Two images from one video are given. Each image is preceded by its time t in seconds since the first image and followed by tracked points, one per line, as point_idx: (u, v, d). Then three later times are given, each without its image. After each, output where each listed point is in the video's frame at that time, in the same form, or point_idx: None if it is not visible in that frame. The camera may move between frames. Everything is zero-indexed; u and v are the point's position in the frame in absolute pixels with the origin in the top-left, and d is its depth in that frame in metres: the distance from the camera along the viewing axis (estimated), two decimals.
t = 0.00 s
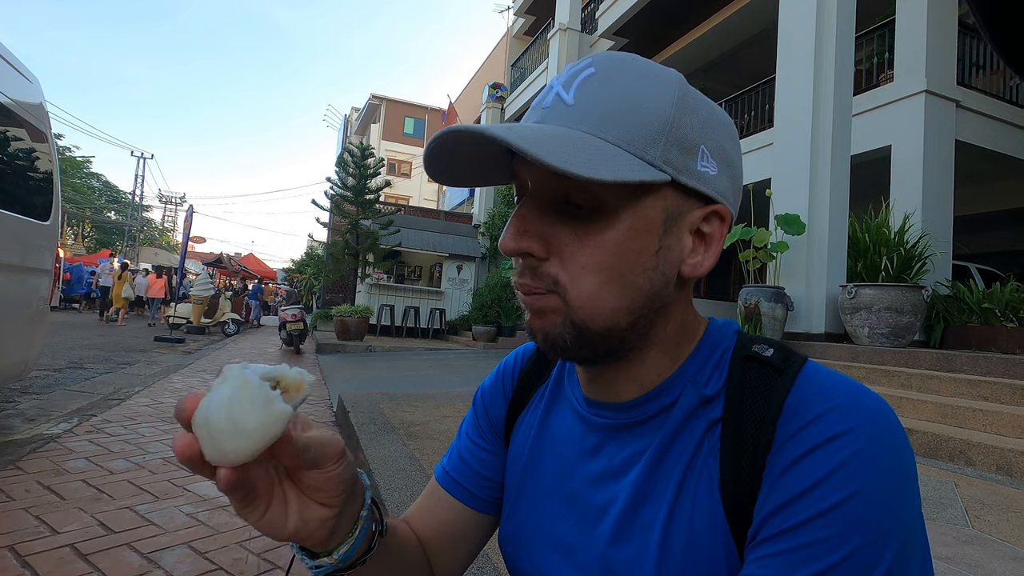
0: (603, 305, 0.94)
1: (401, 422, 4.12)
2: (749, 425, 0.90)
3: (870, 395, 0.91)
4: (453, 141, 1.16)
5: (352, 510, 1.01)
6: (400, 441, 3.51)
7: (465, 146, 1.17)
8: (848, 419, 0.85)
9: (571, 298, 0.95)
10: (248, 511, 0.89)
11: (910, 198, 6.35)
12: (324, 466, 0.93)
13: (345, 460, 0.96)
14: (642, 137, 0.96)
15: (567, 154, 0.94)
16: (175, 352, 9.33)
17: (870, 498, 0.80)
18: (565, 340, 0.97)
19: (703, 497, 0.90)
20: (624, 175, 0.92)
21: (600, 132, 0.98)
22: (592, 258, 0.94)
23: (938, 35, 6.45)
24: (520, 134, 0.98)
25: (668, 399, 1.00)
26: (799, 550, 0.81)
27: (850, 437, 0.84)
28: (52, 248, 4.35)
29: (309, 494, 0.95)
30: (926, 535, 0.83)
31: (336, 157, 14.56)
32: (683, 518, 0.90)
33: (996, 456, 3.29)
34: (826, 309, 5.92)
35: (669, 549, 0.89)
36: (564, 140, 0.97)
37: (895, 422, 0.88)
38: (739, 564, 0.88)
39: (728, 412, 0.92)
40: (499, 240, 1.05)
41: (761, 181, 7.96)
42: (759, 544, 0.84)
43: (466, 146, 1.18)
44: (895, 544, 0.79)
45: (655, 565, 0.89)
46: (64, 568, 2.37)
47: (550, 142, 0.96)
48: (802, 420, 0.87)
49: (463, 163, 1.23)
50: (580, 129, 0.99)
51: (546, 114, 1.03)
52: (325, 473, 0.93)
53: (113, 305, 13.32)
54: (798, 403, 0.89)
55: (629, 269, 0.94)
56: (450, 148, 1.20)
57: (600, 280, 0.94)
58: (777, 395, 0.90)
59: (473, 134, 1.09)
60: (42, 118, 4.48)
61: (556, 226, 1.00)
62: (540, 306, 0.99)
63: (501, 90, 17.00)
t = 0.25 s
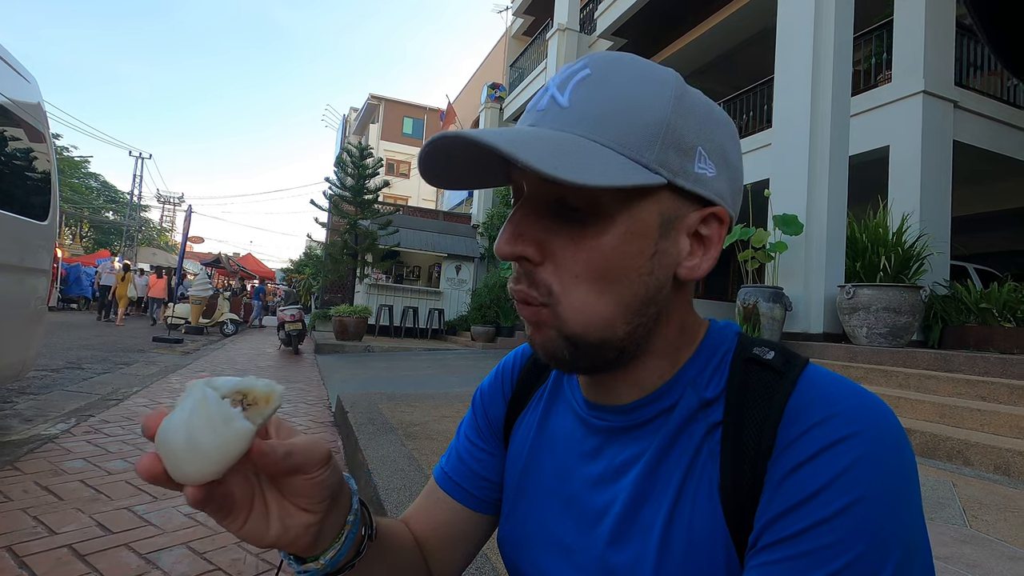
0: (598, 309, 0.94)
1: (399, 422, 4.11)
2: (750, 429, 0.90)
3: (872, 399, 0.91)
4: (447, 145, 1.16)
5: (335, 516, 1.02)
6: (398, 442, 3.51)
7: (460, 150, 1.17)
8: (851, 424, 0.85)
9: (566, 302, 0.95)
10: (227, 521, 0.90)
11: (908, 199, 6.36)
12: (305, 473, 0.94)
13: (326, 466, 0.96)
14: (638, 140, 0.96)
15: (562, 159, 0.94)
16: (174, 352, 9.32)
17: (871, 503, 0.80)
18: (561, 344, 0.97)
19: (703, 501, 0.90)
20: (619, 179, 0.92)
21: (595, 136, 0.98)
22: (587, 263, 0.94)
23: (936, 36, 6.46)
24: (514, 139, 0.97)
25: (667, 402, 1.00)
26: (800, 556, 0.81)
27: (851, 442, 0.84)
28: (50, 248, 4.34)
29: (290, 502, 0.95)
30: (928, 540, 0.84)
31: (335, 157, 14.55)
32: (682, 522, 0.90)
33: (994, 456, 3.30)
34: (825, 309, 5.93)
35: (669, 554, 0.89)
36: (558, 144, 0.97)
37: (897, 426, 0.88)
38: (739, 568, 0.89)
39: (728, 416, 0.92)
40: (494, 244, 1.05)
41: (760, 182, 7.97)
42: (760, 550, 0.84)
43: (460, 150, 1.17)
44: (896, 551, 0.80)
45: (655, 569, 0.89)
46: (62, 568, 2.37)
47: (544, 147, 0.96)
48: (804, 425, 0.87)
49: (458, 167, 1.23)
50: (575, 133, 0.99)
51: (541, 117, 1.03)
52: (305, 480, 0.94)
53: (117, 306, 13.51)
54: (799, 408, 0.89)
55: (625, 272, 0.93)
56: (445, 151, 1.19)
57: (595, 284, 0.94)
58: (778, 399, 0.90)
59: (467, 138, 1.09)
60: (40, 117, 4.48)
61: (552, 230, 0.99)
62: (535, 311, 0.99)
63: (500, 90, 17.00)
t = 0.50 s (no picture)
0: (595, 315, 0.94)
1: (398, 422, 4.11)
2: (751, 430, 0.90)
3: (873, 400, 0.91)
4: (441, 151, 1.16)
5: (334, 517, 1.02)
6: (398, 442, 3.50)
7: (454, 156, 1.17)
8: (852, 425, 0.85)
9: (563, 309, 0.95)
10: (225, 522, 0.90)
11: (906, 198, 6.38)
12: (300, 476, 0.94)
13: (324, 468, 0.97)
14: (633, 145, 0.96)
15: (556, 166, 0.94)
16: (172, 352, 9.31)
17: (873, 506, 0.80)
18: (559, 350, 0.97)
19: (704, 503, 0.90)
20: (614, 185, 0.92)
21: (590, 141, 0.98)
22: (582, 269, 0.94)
23: (934, 36, 6.47)
24: (508, 146, 0.97)
25: (667, 404, 1.00)
26: (801, 559, 0.82)
27: (852, 444, 0.84)
28: (48, 248, 4.33)
29: (288, 504, 0.96)
30: (929, 541, 0.84)
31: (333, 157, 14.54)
32: (682, 524, 0.90)
33: (992, 456, 3.31)
34: (823, 309, 5.94)
35: (669, 556, 0.89)
36: (552, 151, 0.97)
37: (899, 427, 0.88)
38: (739, 569, 0.89)
39: (728, 418, 0.93)
40: (489, 249, 1.05)
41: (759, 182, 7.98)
42: (761, 552, 0.85)
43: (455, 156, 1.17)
44: (897, 553, 0.80)
45: (654, 568, 0.89)
46: (60, 569, 2.36)
47: (539, 155, 0.97)
48: (805, 427, 0.87)
49: (453, 172, 1.22)
50: (569, 138, 0.99)
51: (535, 121, 1.03)
52: (303, 483, 0.95)
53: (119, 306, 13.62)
54: (801, 409, 0.89)
55: (621, 278, 0.93)
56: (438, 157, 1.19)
57: (592, 290, 0.93)
58: (779, 400, 0.90)
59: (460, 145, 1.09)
60: (38, 117, 4.47)
61: (548, 235, 0.99)
62: (533, 316, 0.99)
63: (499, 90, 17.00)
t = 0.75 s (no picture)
0: (591, 319, 0.94)
1: (397, 422, 4.11)
2: (749, 430, 0.90)
3: (871, 400, 0.92)
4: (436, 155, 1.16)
5: (334, 519, 1.02)
6: (397, 442, 3.50)
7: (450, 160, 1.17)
8: (849, 425, 0.86)
9: (559, 313, 0.95)
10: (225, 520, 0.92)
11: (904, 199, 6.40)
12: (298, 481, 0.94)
13: (323, 473, 0.96)
14: (629, 149, 0.96)
15: (551, 171, 0.94)
16: (170, 352, 9.30)
17: (871, 506, 0.81)
18: (556, 353, 0.97)
19: (702, 503, 0.91)
20: (609, 189, 0.92)
21: (585, 145, 0.98)
22: (578, 273, 0.94)
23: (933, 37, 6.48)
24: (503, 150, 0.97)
25: (665, 404, 1.00)
26: (799, 559, 0.82)
27: (850, 444, 0.84)
28: (46, 248, 4.33)
29: (288, 507, 0.96)
30: (927, 541, 0.84)
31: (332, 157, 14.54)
32: (680, 524, 0.91)
33: (989, 455, 3.32)
34: (822, 309, 5.95)
35: (667, 556, 0.90)
36: (546, 156, 0.97)
37: (896, 427, 0.89)
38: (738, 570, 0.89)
39: (726, 418, 0.93)
40: (485, 253, 1.05)
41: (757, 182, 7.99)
42: (760, 552, 0.85)
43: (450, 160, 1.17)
44: (895, 553, 0.80)
45: (653, 568, 0.89)
46: (59, 569, 2.36)
47: (534, 160, 0.97)
48: (804, 426, 0.87)
49: (448, 176, 1.22)
50: (564, 143, 0.99)
51: (531, 125, 1.03)
52: (300, 487, 0.94)
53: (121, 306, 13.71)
54: (799, 409, 0.89)
55: (618, 282, 0.93)
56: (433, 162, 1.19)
57: (588, 293, 0.93)
58: (776, 400, 0.90)
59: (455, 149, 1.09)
60: (37, 117, 4.46)
61: (543, 238, 0.99)
62: (530, 320, 0.99)
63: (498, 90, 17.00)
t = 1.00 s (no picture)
0: (589, 322, 0.94)
1: (396, 422, 4.11)
2: (750, 431, 0.90)
3: (873, 402, 0.91)
4: (429, 162, 1.15)
5: (333, 529, 1.02)
6: (395, 442, 3.50)
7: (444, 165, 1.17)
8: (851, 428, 0.86)
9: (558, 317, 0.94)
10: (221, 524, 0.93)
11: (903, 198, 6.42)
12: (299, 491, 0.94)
13: (325, 486, 0.97)
14: (623, 150, 0.96)
15: (545, 175, 0.94)
16: (168, 352, 9.30)
17: (873, 509, 0.80)
18: (554, 357, 0.97)
19: (702, 505, 0.90)
20: (604, 191, 0.92)
21: (580, 147, 0.98)
22: (576, 277, 0.94)
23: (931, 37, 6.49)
24: (497, 155, 0.98)
25: (664, 405, 1.00)
26: (800, 563, 0.82)
27: (852, 446, 0.84)
28: (44, 248, 4.31)
29: (287, 515, 0.97)
30: (931, 545, 0.84)
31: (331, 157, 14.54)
32: (680, 525, 0.90)
33: (988, 456, 3.32)
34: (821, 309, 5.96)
35: (666, 558, 0.89)
36: (542, 159, 0.97)
37: (899, 429, 0.88)
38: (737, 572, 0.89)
39: (726, 420, 0.92)
40: (481, 257, 1.05)
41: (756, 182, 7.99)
42: (761, 556, 0.85)
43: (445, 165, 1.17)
44: (898, 558, 0.80)
45: (652, 569, 0.89)
46: (57, 570, 2.35)
47: (528, 163, 0.97)
48: (805, 429, 0.87)
49: (443, 181, 1.22)
50: (559, 144, 0.99)
51: (526, 127, 1.03)
52: (301, 496, 0.95)
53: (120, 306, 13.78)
54: (800, 411, 0.89)
55: (615, 284, 0.93)
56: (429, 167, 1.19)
57: (586, 297, 0.93)
58: (777, 402, 0.90)
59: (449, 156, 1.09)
60: (35, 116, 4.46)
61: (539, 241, 0.99)
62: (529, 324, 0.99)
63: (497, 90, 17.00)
